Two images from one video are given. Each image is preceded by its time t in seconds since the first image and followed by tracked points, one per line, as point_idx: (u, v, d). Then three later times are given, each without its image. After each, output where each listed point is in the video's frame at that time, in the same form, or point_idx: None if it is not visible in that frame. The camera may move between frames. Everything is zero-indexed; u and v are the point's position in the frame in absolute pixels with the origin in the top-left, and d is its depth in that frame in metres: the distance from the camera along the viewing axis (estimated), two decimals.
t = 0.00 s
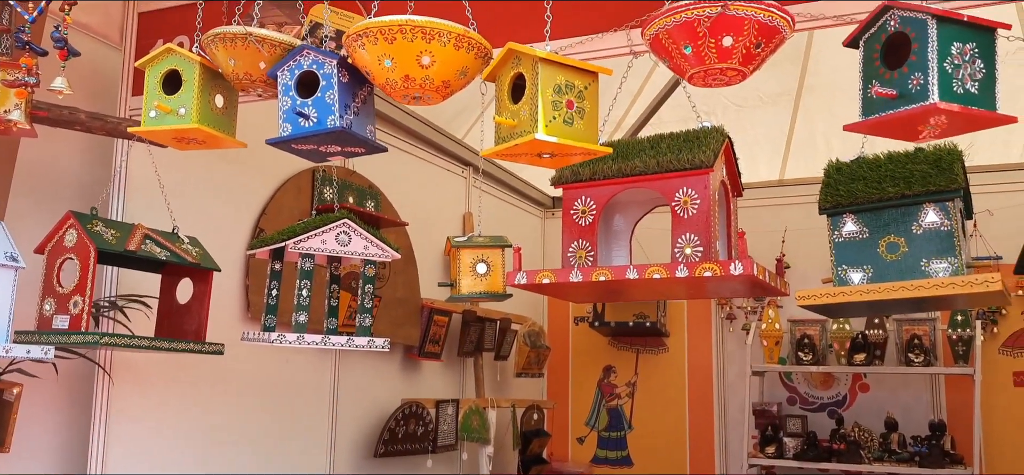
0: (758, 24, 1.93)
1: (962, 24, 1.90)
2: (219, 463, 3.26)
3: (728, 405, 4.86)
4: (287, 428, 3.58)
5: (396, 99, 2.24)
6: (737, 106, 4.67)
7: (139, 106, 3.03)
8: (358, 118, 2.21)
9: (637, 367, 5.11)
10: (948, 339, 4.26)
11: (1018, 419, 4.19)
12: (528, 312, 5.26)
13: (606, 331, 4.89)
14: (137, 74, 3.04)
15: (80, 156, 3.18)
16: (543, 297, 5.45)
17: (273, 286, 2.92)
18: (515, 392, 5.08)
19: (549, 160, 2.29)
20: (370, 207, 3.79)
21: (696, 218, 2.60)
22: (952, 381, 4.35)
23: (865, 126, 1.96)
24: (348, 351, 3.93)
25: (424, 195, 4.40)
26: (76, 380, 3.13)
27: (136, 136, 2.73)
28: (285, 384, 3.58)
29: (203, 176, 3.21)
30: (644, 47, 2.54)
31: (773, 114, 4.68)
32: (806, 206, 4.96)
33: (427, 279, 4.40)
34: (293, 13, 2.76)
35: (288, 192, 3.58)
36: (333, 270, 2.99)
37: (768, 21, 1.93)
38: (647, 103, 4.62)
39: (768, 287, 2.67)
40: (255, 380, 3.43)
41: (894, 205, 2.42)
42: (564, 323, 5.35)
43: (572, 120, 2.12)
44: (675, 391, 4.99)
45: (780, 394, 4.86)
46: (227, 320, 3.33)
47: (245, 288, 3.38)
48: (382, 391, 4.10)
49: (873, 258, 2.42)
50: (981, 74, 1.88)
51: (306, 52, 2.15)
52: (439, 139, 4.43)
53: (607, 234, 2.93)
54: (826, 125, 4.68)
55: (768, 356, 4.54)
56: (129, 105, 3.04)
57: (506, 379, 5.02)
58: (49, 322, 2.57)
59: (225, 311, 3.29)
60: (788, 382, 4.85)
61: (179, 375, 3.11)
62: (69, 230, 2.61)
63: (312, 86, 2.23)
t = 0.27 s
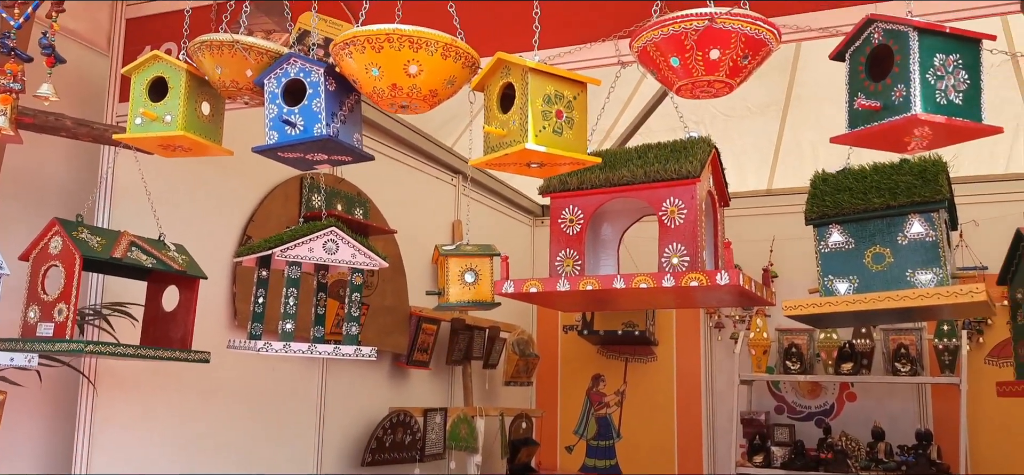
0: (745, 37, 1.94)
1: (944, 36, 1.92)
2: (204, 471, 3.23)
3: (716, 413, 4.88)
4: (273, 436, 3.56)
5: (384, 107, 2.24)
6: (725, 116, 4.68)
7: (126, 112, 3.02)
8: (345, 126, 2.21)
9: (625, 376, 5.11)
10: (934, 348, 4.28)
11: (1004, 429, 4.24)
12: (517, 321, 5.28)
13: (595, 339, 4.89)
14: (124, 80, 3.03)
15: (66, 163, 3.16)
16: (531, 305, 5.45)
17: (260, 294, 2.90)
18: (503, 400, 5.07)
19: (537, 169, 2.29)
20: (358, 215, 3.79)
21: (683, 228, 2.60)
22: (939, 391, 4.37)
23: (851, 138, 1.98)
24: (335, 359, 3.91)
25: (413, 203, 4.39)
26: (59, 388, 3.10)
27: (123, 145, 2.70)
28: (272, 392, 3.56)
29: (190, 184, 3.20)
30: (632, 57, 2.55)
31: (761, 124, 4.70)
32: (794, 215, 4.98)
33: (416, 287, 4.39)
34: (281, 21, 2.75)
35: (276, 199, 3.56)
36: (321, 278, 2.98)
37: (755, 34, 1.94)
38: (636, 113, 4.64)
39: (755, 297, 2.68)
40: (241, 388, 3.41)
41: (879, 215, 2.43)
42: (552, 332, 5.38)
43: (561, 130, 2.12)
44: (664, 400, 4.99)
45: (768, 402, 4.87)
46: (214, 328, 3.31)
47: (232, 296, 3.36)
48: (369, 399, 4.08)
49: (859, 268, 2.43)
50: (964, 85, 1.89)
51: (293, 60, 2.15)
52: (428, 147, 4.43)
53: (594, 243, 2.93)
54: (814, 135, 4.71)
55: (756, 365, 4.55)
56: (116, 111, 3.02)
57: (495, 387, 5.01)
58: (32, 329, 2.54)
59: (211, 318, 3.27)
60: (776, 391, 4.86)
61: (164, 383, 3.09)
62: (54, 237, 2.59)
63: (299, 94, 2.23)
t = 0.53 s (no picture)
0: (717, 48, 1.95)
1: (908, 48, 1.95)
2: None
3: (691, 421, 4.90)
4: (247, 445, 3.52)
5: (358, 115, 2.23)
6: (701, 125, 4.72)
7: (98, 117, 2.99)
8: (319, 134, 2.20)
9: (602, 383, 5.12)
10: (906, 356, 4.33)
11: (974, 436, 4.30)
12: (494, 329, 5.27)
13: (572, 347, 4.90)
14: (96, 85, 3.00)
15: (36, 169, 3.12)
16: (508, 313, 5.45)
17: (232, 301, 2.88)
18: (480, 408, 5.06)
19: (513, 178, 2.30)
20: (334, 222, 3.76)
21: (658, 237, 2.61)
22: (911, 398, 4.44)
23: (816, 149, 2.04)
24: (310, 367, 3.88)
25: (391, 211, 4.38)
26: (28, 397, 3.05)
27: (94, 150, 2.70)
28: (245, 400, 3.53)
29: (163, 190, 3.17)
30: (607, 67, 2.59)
31: (737, 134, 4.74)
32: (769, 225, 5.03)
33: (392, 294, 4.37)
34: (256, 28, 2.72)
35: (251, 206, 3.54)
36: (295, 285, 2.96)
37: (728, 46, 1.95)
38: (612, 122, 4.65)
39: (729, 306, 2.70)
40: (214, 397, 3.38)
41: (850, 225, 2.46)
42: (529, 340, 5.37)
43: (535, 139, 2.13)
44: (640, 407, 5.01)
45: (742, 410, 4.89)
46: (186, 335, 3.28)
47: (205, 303, 3.33)
48: (344, 408, 4.06)
49: (830, 278, 2.46)
50: (927, 95, 1.91)
51: (266, 67, 2.13)
52: (405, 154, 4.42)
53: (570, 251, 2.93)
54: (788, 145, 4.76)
55: (732, 373, 4.58)
56: (88, 116, 2.99)
57: (471, 395, 5.00)
58: None
59: (184, 326, 3.23)
60: (750, 398, 4.88)
61: (136, 392, 3.05)
62: (22, 243, 2.55)
63: (272, 101, 2.22)
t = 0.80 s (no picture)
0: (696, 56, 1.96)
1: (879, 58, 1.98)
2: None
3: (673, 428, 4.91)
4: (226, 452, 3.50)
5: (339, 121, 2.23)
6: (684, 133, 4.74)
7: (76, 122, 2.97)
8: (299, 140, 2.19)
9: (585, 391, 5.12)
10: (885, 364, 4.36)
11: (953, 443, 4.33)
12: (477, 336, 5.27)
13: (554, 354, 4.89)
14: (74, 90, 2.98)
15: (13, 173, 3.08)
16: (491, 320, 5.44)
17: (212, 308, 2.86)
18: (462, 416, 5.05)
19: (494, 186, 2.30)
20: (315, 228, 3.74)
21: (639, 245, 2.62)
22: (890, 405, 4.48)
23: (791, 159, 2.08)
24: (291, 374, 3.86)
25: (373, 217, 4.36)
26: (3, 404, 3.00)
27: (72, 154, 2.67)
28: (225, 407, 3.50)
29: (142, 196, 3.14)
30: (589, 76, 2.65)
31: (719, 143, 4.77)
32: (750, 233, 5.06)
33: (374, 301, 4.35)
34: (238, 33, 2.71)
35: (232, 212, 3.51)
36: (274, 292, 2.97)
37: (706, 54, 1.97)
38: (595, 130, 4.66)
39: (710, 314, 2.71)
40: (194, 404, 3.35)
41: (828, 234, 2.48)
42: (512, 348, 5.37)
43: (516, 146, 2.13)
44: (623, 415, 5.01)
45: (724, 417, 4.90)
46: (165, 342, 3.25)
47: (185, 309, 3.30)
48: (325, 415, 4.03)
49: (809, 286, 2.48)
50: (897, 106, 1.94)
51: (246, 72, 2.12)
52: (388, 160, 4.41)
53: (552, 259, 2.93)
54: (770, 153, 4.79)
55: (714, 380, 4.59)
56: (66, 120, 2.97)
57: (454, 403, 4.98)
58: None
59: (163, 332, 3.20)
60: (732, 405, 4.90)
61: (114, 399, 3.02)
62: None
63: (252, 106, 2.21)
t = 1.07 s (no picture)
0: (677, 62, 1.98)
1: (858, 67, 1.99)
2: None
3: (658, 433, 4.91)
4: (208, 458, 3.47)
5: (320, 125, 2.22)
6: (669, 139, 4.75)
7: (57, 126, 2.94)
8: (281, 143, 2.18)
9: (570, 396, 5.11)
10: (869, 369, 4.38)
11: (935, 447, 4.36)
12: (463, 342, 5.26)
13: (540, 360, 4.88)
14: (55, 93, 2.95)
15: None
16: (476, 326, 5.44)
17: (194, 313, 2.84)
18: (447, 421, 5.04)
19: (478, 191, 2.29)
20: (299, 233, 3.74)
21: (623, 250, 2.62)
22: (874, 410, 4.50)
23: (773, 168, 2.11)
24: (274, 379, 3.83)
25: (358, 221, 4.34)
26: None
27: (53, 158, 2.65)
28: (208, 413, 3.48)
29: (124, 200, 3.12)
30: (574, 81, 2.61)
31: (704, 149, 4.78)
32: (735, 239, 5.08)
33: (359, 306, 4.33)
34: (221, 36, 2.69)
35: (215, 216, 3.49)
36: (258, 297, 2.91)
37: (687, 60, 1.98)
38: (581, 136, 4.66)
39: (694, 318, 2.72)
40: (176, 409, 3.32)
41: (809, 240, 2.50)
42: (497, 353, 5.37)
43: (498, 152, 2.13)
44: (608, 420, 5.01)
45: (709, 423, 4.90)
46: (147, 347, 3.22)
47: (167, 314, 3.28)
48: (309, 420, 4.01)
49: (791, 292, 2.49)
50: (876, 114, 1.96)
51: (228, 76, 2.12)
52: (373, 165, 4.39)
53: (536, 264, 2.93)
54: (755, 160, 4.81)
55: (698, 385, 4.60)
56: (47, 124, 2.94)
57: (439, 408, 4.97)
58: None
59: (145, 337, 3.17)
60: (717, 411, 4.90)
61: (94, 404, 2.99)
62: None
63: (234, 110, 2.19)
